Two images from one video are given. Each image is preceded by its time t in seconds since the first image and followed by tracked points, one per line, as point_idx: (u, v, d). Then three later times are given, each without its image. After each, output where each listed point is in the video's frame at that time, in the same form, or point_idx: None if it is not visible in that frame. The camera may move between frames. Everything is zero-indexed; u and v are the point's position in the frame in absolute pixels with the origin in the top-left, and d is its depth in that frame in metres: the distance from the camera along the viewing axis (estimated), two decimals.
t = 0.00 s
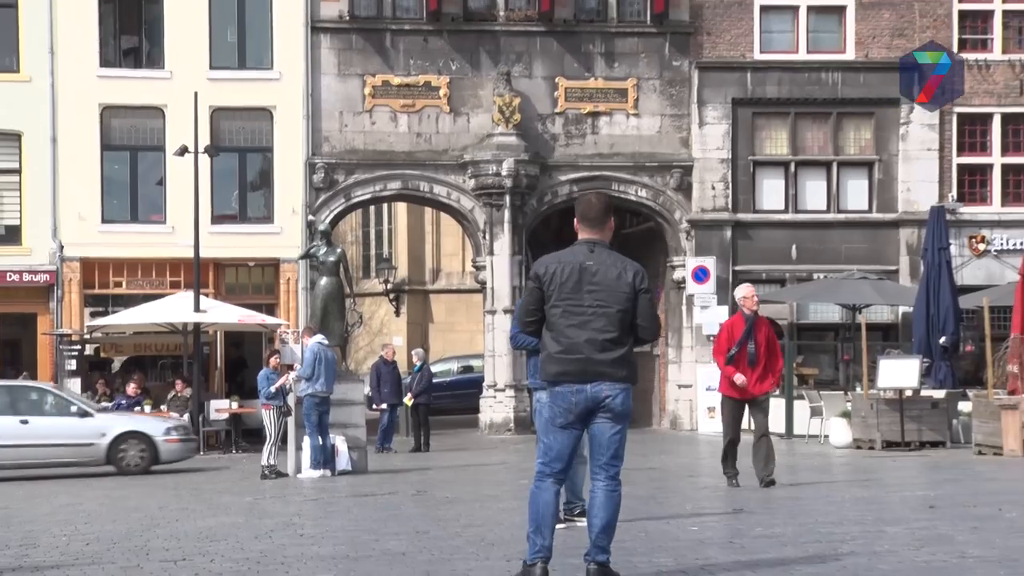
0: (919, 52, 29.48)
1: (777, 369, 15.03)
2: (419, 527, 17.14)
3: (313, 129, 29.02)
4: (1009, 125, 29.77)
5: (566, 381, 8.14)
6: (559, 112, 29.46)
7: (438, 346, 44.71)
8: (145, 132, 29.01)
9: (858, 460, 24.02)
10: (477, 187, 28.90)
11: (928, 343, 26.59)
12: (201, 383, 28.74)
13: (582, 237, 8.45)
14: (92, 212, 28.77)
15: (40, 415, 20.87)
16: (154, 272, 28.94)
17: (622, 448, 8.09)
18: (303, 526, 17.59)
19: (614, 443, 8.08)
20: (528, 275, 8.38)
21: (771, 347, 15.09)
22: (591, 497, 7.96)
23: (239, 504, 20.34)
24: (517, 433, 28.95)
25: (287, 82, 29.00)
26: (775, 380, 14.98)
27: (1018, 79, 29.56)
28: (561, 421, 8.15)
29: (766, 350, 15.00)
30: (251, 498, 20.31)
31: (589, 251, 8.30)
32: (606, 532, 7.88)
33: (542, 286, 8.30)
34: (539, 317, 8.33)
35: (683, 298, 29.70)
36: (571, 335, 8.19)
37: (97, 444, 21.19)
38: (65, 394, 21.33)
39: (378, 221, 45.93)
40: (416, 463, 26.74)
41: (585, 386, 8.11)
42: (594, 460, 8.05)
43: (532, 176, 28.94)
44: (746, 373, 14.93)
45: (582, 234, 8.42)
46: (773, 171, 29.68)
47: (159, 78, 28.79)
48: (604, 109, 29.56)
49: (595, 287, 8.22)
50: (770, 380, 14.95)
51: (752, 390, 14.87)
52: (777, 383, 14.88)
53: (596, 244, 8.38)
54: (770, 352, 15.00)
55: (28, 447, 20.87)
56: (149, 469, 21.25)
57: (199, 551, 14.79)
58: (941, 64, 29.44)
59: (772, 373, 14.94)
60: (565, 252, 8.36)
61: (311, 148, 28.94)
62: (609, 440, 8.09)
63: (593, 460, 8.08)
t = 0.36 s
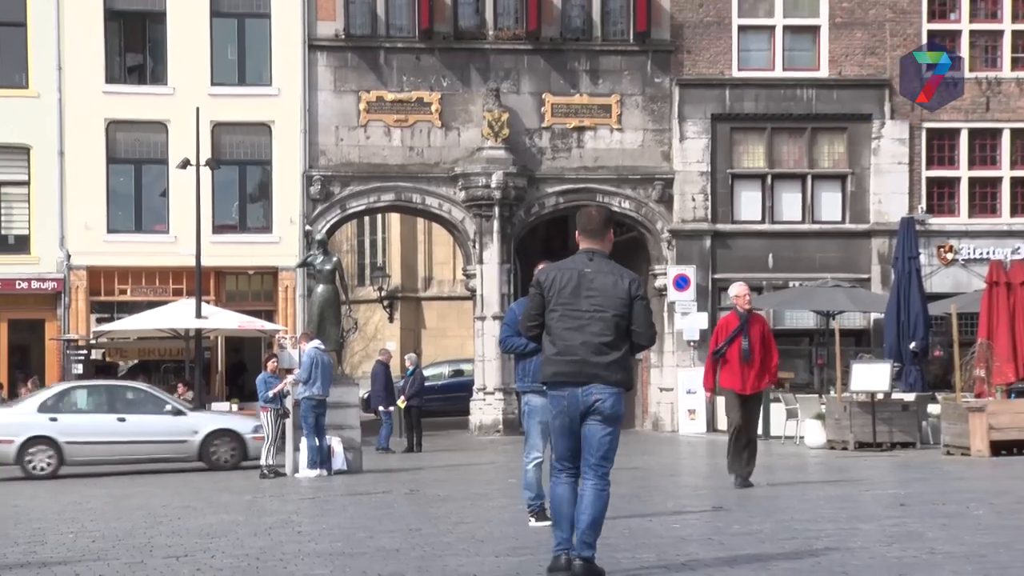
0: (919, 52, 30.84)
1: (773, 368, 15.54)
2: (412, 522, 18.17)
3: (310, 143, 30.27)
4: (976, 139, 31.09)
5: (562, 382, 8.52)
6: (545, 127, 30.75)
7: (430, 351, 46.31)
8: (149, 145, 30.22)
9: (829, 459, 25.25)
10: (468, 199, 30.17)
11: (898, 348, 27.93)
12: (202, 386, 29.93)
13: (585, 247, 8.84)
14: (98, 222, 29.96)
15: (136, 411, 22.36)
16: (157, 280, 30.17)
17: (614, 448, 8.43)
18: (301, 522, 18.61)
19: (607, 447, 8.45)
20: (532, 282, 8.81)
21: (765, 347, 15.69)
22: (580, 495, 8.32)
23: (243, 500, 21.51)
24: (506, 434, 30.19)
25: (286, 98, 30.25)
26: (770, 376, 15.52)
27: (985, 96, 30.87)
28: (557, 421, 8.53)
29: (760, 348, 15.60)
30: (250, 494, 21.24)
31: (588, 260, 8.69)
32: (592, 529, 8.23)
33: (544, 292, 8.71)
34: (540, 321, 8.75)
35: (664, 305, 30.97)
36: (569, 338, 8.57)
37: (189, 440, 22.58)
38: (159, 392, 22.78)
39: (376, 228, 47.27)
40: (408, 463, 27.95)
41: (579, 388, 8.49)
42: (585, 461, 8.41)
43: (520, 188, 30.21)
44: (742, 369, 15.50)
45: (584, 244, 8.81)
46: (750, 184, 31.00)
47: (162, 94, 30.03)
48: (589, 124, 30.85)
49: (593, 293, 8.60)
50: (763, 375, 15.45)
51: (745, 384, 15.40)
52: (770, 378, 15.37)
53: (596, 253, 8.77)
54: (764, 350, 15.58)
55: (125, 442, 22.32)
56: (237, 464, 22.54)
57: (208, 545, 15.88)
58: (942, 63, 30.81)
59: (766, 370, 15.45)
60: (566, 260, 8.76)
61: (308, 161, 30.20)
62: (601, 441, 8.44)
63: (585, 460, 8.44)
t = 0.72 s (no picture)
0: (920, 52, 32.48)
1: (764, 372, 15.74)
2: (409, 516, 19.37)
3: (311, 156, 31.71)
4: (946, 152, 32.61)
5: (555, 387, 9.23)
6: (535, 140, 32.20)
7: (425, 354, 48.08)
8: (157, 158, 31.62)
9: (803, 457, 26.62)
10: (461, 209, 31.60)
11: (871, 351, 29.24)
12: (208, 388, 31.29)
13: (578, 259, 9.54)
14: (107, 232, 31.32)
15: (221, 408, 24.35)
16: (165, 286, 31.55)
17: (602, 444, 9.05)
18: (302, 517, 19.75)
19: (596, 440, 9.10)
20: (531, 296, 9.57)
21: (758, 352, 15.85)
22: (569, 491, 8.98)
23: (249, 493, 22.82)
24: (497, 434, 31.58)
25: (287, 112, 31.66)
26: (763, 382, 15.66)
27: (954, 111, 32.38)
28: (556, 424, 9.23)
29: (750, 353, 15.77)
30: (253, 491, 22.44)
31: (577, 270, 9.39)
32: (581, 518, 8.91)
33: (539, 303, 9.46)
34: (538, 329, 9.50)
35: (649, 310, 32.41)
36: (560, 344, 9.27)
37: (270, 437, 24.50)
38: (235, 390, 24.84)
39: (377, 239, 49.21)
40: (404, 461, 29.30)
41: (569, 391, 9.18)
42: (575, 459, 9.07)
43: (511, 199, 31.64)
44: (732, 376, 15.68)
45: (576, 256, 9.51)
46: (731, 195, 32.49)
47: (169, 109, 31.44)
48: (577, 138, 32.29)
49: (581, 300, 9.28)
50: (754, 380, 15.66)
51: (736, 391, 15.62)
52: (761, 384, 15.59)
53: (587, 262, 9.46)
54: (754, 355, 15.75)
55: (210, 438, 24.25)
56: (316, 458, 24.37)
57: (225, 537, 17.19)
58: (942, 63, 32.44)
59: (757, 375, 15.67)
60: (560, 272, 9.48)
61: (309, 173, 31.62)
62: (590, 438, 9.07)
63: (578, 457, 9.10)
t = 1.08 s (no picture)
0: (920, 53, 34.07)
1: (752, 370, 16.75)
2: (408, 508, 20.86)
3: (311, 169, 33.28)
4: (914, 166, 34.28)
5: (554, 387, 10.02)
6: (524, 154, 33.80)
7: (418, 358, 50.16)
8: (163, 170, 33.19)
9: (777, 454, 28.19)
10: (454, 219, 33.21)
11: (843, 355, 30.74)
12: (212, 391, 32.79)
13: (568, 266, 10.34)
14: (116, 241, 32.88)
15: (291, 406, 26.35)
16: (170, 293, 33.09)
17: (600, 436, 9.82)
18: (307, 510, 21.23)
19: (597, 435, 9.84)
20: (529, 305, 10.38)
21: (746, 352, 16.82)
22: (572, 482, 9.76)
23: (256, 487, 24.31)
24: (488, 434, 33.12)
25: (287, 128, 33.25)
26: (751, 381, 16.66)
27: (921, 127, 34.05)
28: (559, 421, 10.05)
29: (740, 355, 16.73)
30: (258, 486, 23.88)
31: (566, 274, 10.19)
32: (586, 498, 9.65)
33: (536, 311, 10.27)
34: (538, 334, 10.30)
35: (632, 317, 34.01)
36: (556, 345, 10.05)
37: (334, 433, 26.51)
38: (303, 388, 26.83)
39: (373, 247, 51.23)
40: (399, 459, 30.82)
41: (564, 389, 9.95)
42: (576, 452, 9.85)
43: (500, 210, 33.26)
44: (723, 376, 16.71)
45: (565, 263, 10.31)
46: (710, 206, 34.18)
47: (176, 124, 33.01)
48: (564, 152, 33.91)
49: (571, 303, 10.06)
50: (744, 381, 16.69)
51: (727, 392, 16.67)
52: (750, 385, 16.62)
53: (576, 266, 10.24)
54: (744, 356, 16.72)
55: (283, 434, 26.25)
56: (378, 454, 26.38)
57: (239, 528, 18.58)
58: (938, 64, 34.04)
59: (747, 376, 16.67)
60: (552, 279, 10.28)
61: (309, 185, 33.21)
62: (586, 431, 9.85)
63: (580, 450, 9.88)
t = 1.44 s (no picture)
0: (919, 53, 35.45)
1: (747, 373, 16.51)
2: (405, 502, 22.03)
3: (309, 182, 34.64)
4: (887, 180, 35.69)
5: (553, 392, 9.86)
6: (514, 167, 35.20)
7: (412, 364, 51.74)
8: (167, 183, 34.49)
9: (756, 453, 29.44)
10: (446, 230, 34.58)
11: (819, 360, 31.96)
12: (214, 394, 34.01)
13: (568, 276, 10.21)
14: (122, 251, 34.19)
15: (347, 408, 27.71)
16: (174, 301, 34.36)
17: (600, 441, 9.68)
18: (310, 503, 22.39)
19: (599, 438, 9.70)
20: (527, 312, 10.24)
21: (740, 355, 16.57)
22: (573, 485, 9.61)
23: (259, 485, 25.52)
24: (479, 436, 34.35)
25: (286, 142, 34.62)
26: (746, 383, 16.42)
27: (894, 142, 35.51)
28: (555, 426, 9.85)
29: (735, 356, 16.49)
30: (260, 483, 25.06)
31: (566, 282, 10.05)
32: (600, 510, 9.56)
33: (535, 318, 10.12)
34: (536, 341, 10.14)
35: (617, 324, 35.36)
36: (556, 350, 9.89)
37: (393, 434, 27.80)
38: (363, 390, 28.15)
39: (370, 257, 53.07)
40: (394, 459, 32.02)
41: (563, 394, 9.81)
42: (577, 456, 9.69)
43: (491, 221, 34.63)
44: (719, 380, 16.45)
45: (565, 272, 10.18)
46: (692, 217, 35.58)
47: (179, 139, 34.34)
48: (552, 165, 35.29)
49: (571, 310, 9.92)
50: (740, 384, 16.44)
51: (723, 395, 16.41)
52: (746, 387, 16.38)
53: (575, 276, 10.11)
54: (739, 358, 16.48)
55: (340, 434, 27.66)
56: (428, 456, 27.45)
57: (245, 521, 19.18)
58: (936, 65, 35.41)
59: (742, 378, 16.43)
60: (551, 287, 10.14)
61: (307, 198, 34.57)
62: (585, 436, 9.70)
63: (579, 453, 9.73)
